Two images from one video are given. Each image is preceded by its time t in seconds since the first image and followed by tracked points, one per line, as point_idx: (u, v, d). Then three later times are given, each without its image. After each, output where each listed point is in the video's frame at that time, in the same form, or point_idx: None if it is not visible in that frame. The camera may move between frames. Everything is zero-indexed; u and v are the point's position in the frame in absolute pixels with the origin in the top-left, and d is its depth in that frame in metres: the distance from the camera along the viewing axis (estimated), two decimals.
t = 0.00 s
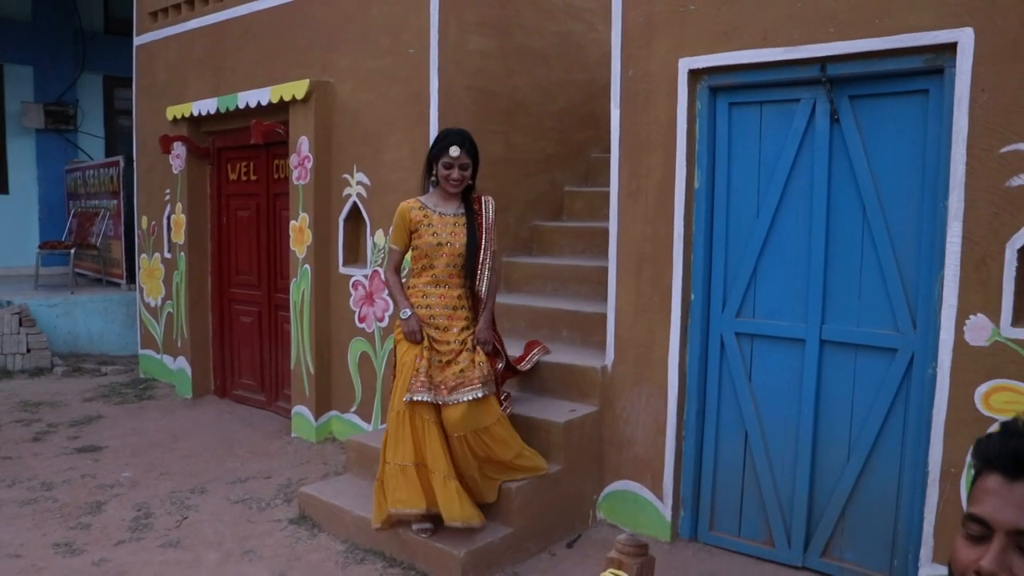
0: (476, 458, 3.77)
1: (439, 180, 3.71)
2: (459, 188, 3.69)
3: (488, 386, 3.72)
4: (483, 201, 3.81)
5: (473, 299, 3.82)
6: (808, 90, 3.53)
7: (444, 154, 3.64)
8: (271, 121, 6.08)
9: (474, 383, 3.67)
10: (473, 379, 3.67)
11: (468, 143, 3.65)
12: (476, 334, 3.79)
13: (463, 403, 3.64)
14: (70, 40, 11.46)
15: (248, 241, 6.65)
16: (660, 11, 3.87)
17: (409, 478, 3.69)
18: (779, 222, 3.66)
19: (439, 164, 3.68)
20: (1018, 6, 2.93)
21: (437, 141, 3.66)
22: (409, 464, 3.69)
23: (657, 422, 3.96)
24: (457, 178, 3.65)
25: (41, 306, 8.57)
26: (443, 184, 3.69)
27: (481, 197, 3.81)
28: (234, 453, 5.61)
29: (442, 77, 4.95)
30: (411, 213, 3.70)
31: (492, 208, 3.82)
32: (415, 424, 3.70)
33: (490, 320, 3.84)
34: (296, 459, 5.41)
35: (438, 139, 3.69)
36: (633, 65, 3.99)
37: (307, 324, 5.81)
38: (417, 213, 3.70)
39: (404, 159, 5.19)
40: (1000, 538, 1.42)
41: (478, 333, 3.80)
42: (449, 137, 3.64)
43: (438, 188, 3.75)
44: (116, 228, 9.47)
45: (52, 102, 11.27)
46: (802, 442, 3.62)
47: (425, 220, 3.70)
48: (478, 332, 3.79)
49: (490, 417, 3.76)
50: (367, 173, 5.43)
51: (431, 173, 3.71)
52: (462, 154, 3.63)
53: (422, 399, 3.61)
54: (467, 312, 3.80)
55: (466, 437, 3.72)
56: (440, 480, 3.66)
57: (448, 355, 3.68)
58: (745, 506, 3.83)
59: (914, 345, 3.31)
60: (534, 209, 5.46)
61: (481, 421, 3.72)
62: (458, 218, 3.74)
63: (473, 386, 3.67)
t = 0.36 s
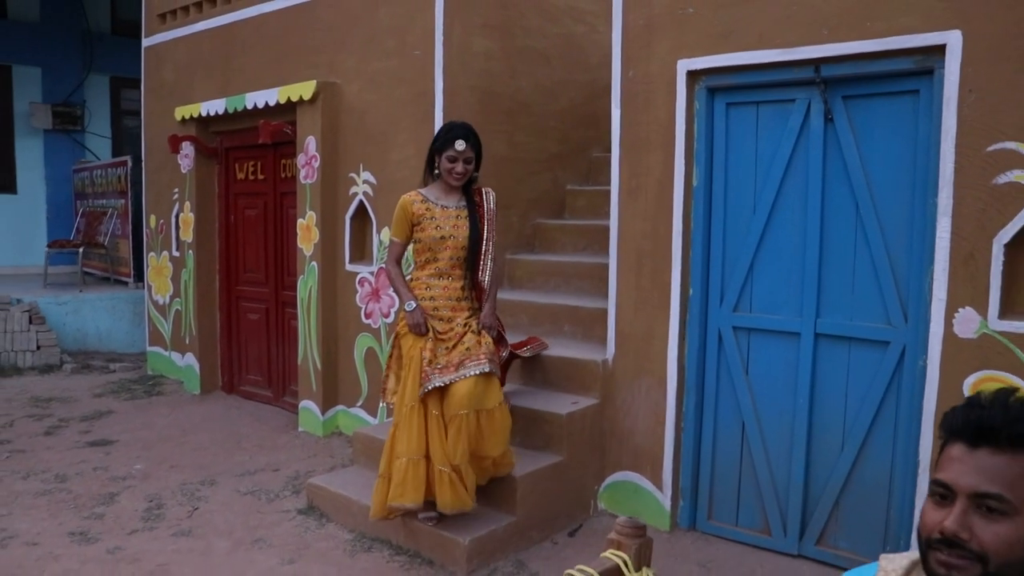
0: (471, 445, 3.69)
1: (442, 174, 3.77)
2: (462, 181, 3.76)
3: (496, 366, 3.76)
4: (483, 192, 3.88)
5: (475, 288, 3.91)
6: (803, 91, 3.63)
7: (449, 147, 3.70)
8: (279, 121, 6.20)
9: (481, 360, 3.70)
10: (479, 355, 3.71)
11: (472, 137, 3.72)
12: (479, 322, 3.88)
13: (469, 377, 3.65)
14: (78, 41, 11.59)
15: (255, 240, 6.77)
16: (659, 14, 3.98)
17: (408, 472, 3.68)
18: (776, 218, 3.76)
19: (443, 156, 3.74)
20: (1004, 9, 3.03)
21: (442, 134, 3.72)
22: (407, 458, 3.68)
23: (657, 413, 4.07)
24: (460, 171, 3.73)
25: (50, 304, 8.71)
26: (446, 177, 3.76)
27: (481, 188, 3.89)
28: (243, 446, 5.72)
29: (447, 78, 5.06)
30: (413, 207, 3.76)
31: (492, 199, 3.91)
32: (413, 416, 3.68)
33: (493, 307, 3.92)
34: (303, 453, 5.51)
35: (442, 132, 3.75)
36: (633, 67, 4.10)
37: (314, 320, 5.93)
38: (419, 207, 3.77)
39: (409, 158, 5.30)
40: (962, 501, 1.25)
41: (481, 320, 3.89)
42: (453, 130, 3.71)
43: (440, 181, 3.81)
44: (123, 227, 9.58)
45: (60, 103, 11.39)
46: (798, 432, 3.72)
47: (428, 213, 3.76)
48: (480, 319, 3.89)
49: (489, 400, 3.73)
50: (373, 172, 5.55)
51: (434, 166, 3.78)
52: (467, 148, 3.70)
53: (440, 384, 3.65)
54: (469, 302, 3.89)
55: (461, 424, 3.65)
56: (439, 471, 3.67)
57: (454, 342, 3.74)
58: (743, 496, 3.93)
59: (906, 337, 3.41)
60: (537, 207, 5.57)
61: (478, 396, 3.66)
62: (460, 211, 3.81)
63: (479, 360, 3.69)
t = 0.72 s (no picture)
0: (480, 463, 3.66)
1: (447, 181, 3.77)
2: (466, 188, 3.77)
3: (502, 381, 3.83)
4: (486, 199, 3.89)
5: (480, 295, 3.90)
6: (796, 91, 3.74)
7: (454, 154, 3.69)
8: (286, 121, 6.31)
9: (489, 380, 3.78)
10: (488, 376, 3.78)
11: (477, 144, 3.72)
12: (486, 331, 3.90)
13: (481, 399, 3.72)
14: (84, 42, 11.71)
15: (261, 238, 6.89)
16: (657, 16, 4.09)
17: (416, 477, 3.75)
18: (770, 215, 3.87)
19: (447, 163, 3.73)
20: (989, 11, 3.14)
21: (447, 141, 3.71)
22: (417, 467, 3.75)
23: (655, 405, 4.18)
24: (466, 178, 3.73)
25: (58, 303, 8.78)
26: (451, 185, 3.76)
27: (484, 195, 3.90)
28: (250, 440, 5.83)
29: (450, 79, 5.17)
30: (417, 214, 3.76)
31: (495, 206, 3.90)
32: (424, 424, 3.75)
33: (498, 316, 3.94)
34: (309, 446, 5.63)
35: (447, 139, 3.73)
36: (631, 68, 4.21)
37: (320, 316, 6.06)
38: (423, 214, 3.76)
39: (413, 157, 5.41)
40: (928, 466, 1.36)
41: (487, 330, 3.91)
42: (458, 138, 3.70)
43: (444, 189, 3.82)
44: (130, 226, 9.70)
45: (66, 103, 11.51)
46: (792, 424, 3.82)
47: (431, 220, 3.76)
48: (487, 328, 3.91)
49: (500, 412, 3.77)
50: (377, 171, 5.66)
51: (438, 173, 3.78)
52: (473, 155, 3.70)
53: (442, 400, 3.70)
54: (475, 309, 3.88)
55: (472, 442, 3.66)
56: (442, 483, 3.69)
57: (461, 352, 3.77)
58: (738, 486, 4.03)
59: (896, 330, 3.51)
60: (538, 205, 5.68)
61: (489, 414, 3.70)
62: (463, 217, 3.81)
63: (489, 382, 3.77)
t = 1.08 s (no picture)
0: (476, 498, 3.68)
1: (457, 203, 3.68)
2: (476, 211, 3.69)
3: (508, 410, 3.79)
4: (495, 222, 3.81)
5: (491, 319, 3.81)
6: (788, 91, 3.84)
7: (465, 176, 3.61)
8: (290, 121, 6.42)
9: (495, 410, 3.74)
10: (494, 406, 3.74)
11: (487, 166, 3.65)
12: (496, 356, 3.83)
13: (484, 429, 3.70)
14: (89, 44, 11.83)
15: (266, 236, 7.00)
16: (653, 17, 4.19)
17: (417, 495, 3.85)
18: (763, 212, 3.96)
19: (457, 185, 3.65)
20: (974, 13, 3.24)
21: (457, 163, 3.64)
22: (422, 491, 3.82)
23: (651, 397, 4.28)
24: (476, 201, 3.65)
25: (66, 300, 8.93)
26: (461, 207, 3.67)
27: (492, 218, 3.82)
28: (255, 434, 5.94)
29: (451, 80, 5.28)
30: (427, 235, 3.67)
31: (504, 230, 3.82)
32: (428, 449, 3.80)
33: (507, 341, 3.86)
34: (314, 440, 5.73)
35: (456, 161, 3.66)
36: (628, 68, 4.31)
37: (324, 312, 6.17)
38: (434, 235, 3.68)
39: (415, 156, 5.51)
40: (894, 439, 1.46)
41: (496, 355, 3.84)
42: (468, 159, 3.62)
43: (454, 210, 3.72)
44: (135, 225, 9.81)
45: (72, 104, 11.63)
46: (784, 415, 3.92)
47: (442, 241, 3.67)
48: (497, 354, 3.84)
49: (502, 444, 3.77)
50: (380, 169, 5.76)
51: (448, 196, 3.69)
52: (483, 177, 3.62)
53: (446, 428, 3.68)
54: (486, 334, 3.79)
55: (470, 472, 3.68)
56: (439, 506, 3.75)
57: (469, 380, 3.71)
58: (733, 476, 4.13)
59: (885, 324, 3.61)
60: (538, 203, 5.78)
61: (490, 447, 3.70)
62: (473, 239, 3.73)
63: (494, 414, 3.73)
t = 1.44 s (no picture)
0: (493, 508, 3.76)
1: (473, 208, 3.67)
2: (493, 215, 3.69)
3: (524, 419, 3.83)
4: (508, 230, 3.83)
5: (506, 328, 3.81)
6: (778, 91, 3.94)
7: (482, 180, 3.61)
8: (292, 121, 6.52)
9: (513, 419, 3.77)
10: (512, 416, 3.76)
11: (503, 169, 3.65)
12: (511, 366, 3.83)
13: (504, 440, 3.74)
14: (94, 45, 11.94)
15: (269, 234, 7.11)
16: (647, 20, 4.28)
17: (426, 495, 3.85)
18: (754, 210, 4.06)
19: (474, 189, 3.65)
20: (957, 17, 3.34)
21: (473, 168, 3.63)
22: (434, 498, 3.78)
23: (645, 391, 4.39)
24: (493, 205, 3.65)
25: (71, 298, 9.04)
26: (478, 212, 3.67)
27: (505, 227, 3.83)
28: (259, 429, 6.05)
29: (450, 81, 5.38)
30: (443, 241, 3.68)
31: (517, 238, 3.84)
32: (445, 460, 3.74)
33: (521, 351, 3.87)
34: (316, 434, 5.83)
35: (473, 165, 3.66)
36: (623, 69, 4.40)
37: (325, 309, 6.28)
38: (450, 241, 3.68)
39: (416, 156, 5.62)
40: (860, 419, 1.55)
41: (512, 365, 3.82)
42: (485, 163, 3.62)
43: (471, 216, 3.72)
44: (139, 224, 9.91)
45: (76, 104, 11.74)
46: (775, 408, 4.01)
47: (458, 248, 3.68)
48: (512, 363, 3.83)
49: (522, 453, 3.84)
50: (381, 169, 5.87)
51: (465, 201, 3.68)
52: (500, 181, 3.63)
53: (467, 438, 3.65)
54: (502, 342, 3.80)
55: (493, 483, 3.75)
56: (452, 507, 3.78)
57: (489, 390, 3.71)
58: (725, 468, 4.23)
59: (872, 318, 3.71)
60: (536, 201, 5.89)
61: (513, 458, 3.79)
62: (489, 247, 3.74)
63: (512, 423, 3.76)
